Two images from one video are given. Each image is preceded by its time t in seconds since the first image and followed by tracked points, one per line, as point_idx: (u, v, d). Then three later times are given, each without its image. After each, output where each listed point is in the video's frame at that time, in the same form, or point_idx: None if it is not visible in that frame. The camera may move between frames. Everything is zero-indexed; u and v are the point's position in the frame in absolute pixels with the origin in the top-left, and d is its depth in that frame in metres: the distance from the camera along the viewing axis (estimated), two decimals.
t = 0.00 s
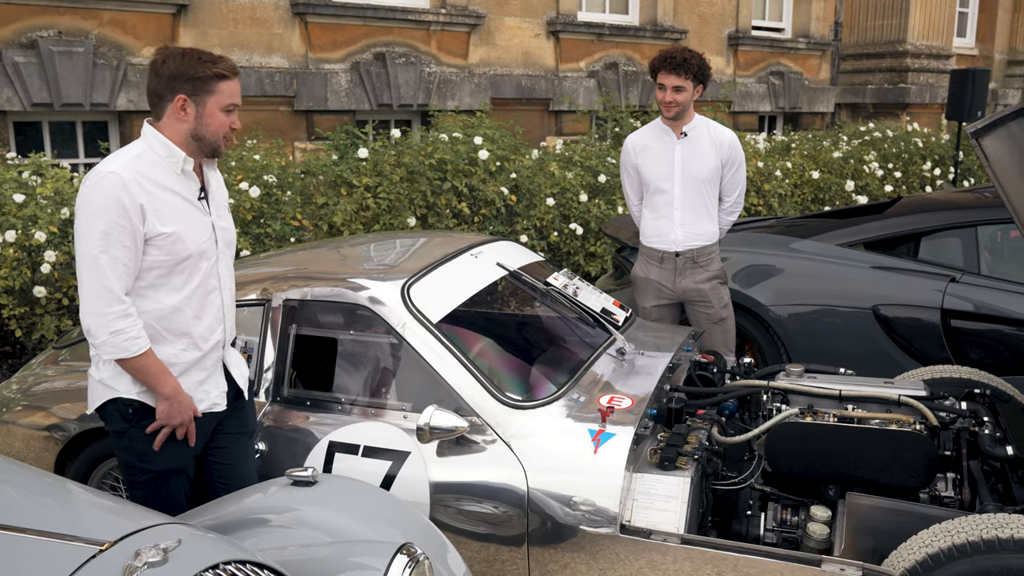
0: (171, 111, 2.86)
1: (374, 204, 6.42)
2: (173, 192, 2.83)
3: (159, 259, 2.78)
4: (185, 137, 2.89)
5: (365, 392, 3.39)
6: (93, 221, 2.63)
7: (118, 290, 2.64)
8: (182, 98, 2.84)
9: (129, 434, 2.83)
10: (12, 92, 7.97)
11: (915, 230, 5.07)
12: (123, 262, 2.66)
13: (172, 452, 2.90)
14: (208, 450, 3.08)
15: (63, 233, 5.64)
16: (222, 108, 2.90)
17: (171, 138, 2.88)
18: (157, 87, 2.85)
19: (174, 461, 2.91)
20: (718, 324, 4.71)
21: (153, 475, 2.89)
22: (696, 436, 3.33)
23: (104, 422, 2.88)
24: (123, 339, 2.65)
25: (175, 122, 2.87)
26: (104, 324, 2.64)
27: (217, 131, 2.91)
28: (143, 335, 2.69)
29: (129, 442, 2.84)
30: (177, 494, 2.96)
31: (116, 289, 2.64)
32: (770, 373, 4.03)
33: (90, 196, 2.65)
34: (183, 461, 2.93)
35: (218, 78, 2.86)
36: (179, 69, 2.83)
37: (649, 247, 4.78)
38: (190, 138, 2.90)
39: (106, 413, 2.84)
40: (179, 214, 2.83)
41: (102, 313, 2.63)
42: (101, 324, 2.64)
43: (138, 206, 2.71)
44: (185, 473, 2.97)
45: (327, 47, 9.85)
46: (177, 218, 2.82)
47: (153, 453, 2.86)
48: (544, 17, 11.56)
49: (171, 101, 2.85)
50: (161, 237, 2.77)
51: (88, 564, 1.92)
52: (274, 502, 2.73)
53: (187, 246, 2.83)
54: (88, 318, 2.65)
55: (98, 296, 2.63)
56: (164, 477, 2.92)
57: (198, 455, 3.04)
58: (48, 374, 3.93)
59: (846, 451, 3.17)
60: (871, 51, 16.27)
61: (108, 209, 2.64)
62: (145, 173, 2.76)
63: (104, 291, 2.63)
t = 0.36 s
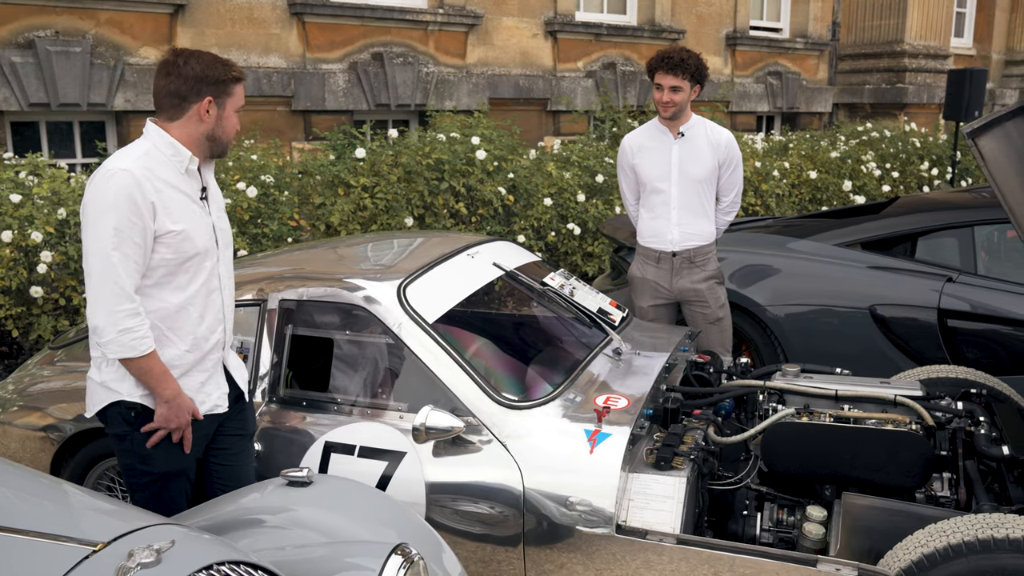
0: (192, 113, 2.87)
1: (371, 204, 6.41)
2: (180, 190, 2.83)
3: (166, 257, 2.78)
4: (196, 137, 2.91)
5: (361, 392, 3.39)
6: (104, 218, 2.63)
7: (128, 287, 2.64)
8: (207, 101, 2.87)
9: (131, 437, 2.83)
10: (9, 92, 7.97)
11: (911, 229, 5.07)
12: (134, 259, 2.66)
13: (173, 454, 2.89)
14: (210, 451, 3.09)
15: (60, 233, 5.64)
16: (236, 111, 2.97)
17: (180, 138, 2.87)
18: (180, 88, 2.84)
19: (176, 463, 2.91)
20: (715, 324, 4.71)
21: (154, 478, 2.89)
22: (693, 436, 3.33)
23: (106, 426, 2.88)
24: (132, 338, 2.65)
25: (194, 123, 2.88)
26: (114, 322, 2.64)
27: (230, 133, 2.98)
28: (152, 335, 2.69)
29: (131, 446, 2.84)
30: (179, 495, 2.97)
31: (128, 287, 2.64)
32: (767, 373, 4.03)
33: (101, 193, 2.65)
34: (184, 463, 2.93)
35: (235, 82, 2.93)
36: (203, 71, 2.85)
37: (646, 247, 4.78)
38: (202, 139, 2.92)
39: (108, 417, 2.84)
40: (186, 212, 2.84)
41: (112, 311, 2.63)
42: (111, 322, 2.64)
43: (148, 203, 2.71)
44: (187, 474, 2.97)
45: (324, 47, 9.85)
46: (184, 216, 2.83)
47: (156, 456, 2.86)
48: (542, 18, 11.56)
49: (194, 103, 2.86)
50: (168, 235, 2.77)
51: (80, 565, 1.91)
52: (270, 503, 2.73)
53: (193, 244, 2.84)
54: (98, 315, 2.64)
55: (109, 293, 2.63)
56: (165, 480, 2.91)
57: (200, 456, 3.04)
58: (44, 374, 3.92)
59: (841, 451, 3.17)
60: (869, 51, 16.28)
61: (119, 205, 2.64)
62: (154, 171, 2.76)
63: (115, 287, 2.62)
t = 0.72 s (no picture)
0: (187, 117, 2.86)
1: (368, 204, 6.40)
2: (172, 188, 2.83)
3: (159, 254, 2.78)
4: (189, 140, 2.90)
5: (355, 392, 3.37)
6: (102, 211, 2.62)
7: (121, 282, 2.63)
8: (202, 105, 2.86)
9: (116, 438, 2.84)
10: (5, 92, 7.95)
11: (909, 229, 5.06)
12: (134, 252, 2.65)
13: (158, 454, 2.89)
14: (197, 453, 3.08)
15: (56, 233, 5.63)
16: (230, 115, 2.97)
17: (172, 139, 2.86)
18: (177, 91, 2.82)
19: (160, 464, 2.90)
20: (711, 324, 4.70)
21: (139, 479, 2.88)
22: (689, 437, 3.32)
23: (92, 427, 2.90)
24: (143, 326, 2.63)
25: (187, 126, 2.87)
26: (121, 312, 2.61)
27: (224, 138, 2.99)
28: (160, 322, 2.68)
29: (115, 445, 2.86)
30: (164, 498, 2.95)
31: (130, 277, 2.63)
32: (763, 372, 4.02)
33: (97, 188, 2.64)
34: (169, 464, 2.93)
35: (229, 87, 2.92)
36: (199, 75, 2.83)
37: (642, 246, 4.77)
38: (195, 141, 2.91)
39: (94, 417, 2.86)
40: (177, 209, 2.84)
41: (116, 302, 2.61)
42: (118, 312, 2.61)
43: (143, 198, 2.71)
44: (174, 476, 2.96)
45: (322, 46, 9.84)
46: (175, 214, 2.83)
47: (139, 456, 2.85)
48: (540, 17, 11.55)
49: (189, 107, 2.85)
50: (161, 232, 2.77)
51: (69, 567, 1.90)
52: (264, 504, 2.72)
53: (184, 242, 2.84)
54: (102, 306, 2.61)
55: (113, 285, 2.61)
56: (150, 481, 2.90)
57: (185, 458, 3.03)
58: (39, 375, 3.91)
59: (837, 451, 3.16)
60: (867, 51, 16.27)
61: (116, 199, 2.64)
62: (147, 167, 2.76)
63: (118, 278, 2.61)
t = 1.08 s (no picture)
0: (161, 118, 2.83)
1: (365, 204, 6.38)
2: (151, 190, 2.83)
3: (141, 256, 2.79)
4: (166, 139, 2.87)
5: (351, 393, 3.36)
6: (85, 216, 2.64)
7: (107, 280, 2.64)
8: (177, 106, 2.81)
9: (102, 434, 2.85)
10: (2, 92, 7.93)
11: (905, 229, 5.06)
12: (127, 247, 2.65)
13: (146, 451, 2.90)
14: (185, 450, 3.07)
15: (52, 233, 5.61)
16: (210, 111, 2.91)
17: (147, 140, 2.84)
18: (148, 94, 2.78)
19: (147, 461, 2.91)
20: (708, 323, 4.70)
21: (125, 475, 2.90)
22: (685, 437, 3.32)
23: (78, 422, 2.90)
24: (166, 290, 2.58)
25: (163, 128, 2.84)
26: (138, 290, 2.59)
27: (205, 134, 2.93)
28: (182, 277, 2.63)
29: (102, 441, 2.86)
30: (153, 494, 2.96)
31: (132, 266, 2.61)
32: (760, 372, 4.02)
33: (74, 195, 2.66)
34: (156, 461, 2.93)
35: (207, 83, 2.86)
36: (169, 75, 2.78)
37: (639, 247, 4.77)
38: (173, 141, 2.88)
39: (80, 413, 2.86)
40: (159, 210, 2.85)
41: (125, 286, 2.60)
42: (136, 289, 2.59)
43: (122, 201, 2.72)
44: (162, 473, 2.97)
45: (319, 46, 9.83)
46: (157, 215, 2.84)
47: (126, 452, 2.86)
48: (537, 17, 11.54)
49: (163, 108, 2.81)
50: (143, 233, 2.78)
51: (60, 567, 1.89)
52: (259, 504, 2.71)
53: (165, 243, 2.85)
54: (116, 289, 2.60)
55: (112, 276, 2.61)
56: (137, 476, 2.91)
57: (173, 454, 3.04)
58: (35, 375, 3.90)
59: (833, 451, 3.16)
60: (865, 51, 16.27)
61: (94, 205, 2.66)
62: (123, 171, 2.77)
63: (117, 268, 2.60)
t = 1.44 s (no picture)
0: (167, 115, 2.87)
1: (363, 204, 6.38)
2: (160, 193, 2.82)
3: (142, 261, 2.77)
4: (176, 137, 2.91)
5: (347, 394, 3.36)
6: (85, 221, 2.60)
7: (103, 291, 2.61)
8: (178, 99, 2.86)
9: (103, 436, 2.82)
10: None
11: (903, 229, 5.07)
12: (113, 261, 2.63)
13: (149, 453, 2.88)
14: (184, 451, 3.07)
15: (50, 232, 5.61)
16: (209, 98, 2.96)
17: (160, 140, 2.88)
18: (148, 95, 2.83)
19: (149, 462, 2.89)
20: (705, 323, 4.70)
21: (126, 476, 2.88)
22: (681, 436, 3.32)
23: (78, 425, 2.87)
24: (106, 343, 2.61)
25: (170, 124, 2.88)
26: (88, 326, 2.59)
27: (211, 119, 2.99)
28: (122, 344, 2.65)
29: (103, 444, 2.84)
30: (151, 495, 2.96)
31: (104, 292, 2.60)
32: (757, 372, 4.02)
33: (80, 197, 2.62)
34: (156, 462, 2.92)
35: (198, 69, 2.91)
36: (162, 71, 2.83)
37: (636, 246, 4.76)
38: (181, 136, 2.92)
39: (81, 417, 2.83)
40: (166, 215, 2.83)
41: (83, 314, 2.58)
42: (85, 326, 2.59)
43: (127, 206, 2.69)
44: (161, 474, 2.96)
45: (317, 46, 9.82)
46: (163, 220, 2.82)
47: (128, 455, 2.85)
48: (536, 17, 11.54)
49: (166, 105, 2.85)
50: (146, 238, 2.76)
51: (56, 566, 1.90)
52: (255, 504, 2.72)
53: (171, 248, 2.84)
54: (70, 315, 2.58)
55: (82, 297, 2.58)
56: (137, 478, 2.90)
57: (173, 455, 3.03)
58: (33, 375, 3.89)
59: (829, 451, 3.16)
60: (863, 51, 16.27)
61: (99, 209, 2.62)
62: (134, 174, 2.75)
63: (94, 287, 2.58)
